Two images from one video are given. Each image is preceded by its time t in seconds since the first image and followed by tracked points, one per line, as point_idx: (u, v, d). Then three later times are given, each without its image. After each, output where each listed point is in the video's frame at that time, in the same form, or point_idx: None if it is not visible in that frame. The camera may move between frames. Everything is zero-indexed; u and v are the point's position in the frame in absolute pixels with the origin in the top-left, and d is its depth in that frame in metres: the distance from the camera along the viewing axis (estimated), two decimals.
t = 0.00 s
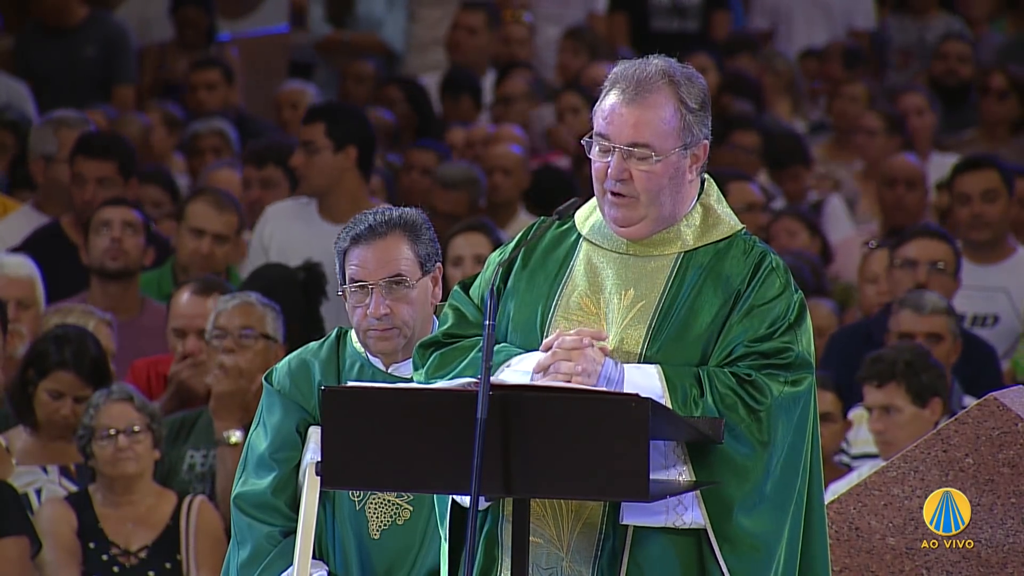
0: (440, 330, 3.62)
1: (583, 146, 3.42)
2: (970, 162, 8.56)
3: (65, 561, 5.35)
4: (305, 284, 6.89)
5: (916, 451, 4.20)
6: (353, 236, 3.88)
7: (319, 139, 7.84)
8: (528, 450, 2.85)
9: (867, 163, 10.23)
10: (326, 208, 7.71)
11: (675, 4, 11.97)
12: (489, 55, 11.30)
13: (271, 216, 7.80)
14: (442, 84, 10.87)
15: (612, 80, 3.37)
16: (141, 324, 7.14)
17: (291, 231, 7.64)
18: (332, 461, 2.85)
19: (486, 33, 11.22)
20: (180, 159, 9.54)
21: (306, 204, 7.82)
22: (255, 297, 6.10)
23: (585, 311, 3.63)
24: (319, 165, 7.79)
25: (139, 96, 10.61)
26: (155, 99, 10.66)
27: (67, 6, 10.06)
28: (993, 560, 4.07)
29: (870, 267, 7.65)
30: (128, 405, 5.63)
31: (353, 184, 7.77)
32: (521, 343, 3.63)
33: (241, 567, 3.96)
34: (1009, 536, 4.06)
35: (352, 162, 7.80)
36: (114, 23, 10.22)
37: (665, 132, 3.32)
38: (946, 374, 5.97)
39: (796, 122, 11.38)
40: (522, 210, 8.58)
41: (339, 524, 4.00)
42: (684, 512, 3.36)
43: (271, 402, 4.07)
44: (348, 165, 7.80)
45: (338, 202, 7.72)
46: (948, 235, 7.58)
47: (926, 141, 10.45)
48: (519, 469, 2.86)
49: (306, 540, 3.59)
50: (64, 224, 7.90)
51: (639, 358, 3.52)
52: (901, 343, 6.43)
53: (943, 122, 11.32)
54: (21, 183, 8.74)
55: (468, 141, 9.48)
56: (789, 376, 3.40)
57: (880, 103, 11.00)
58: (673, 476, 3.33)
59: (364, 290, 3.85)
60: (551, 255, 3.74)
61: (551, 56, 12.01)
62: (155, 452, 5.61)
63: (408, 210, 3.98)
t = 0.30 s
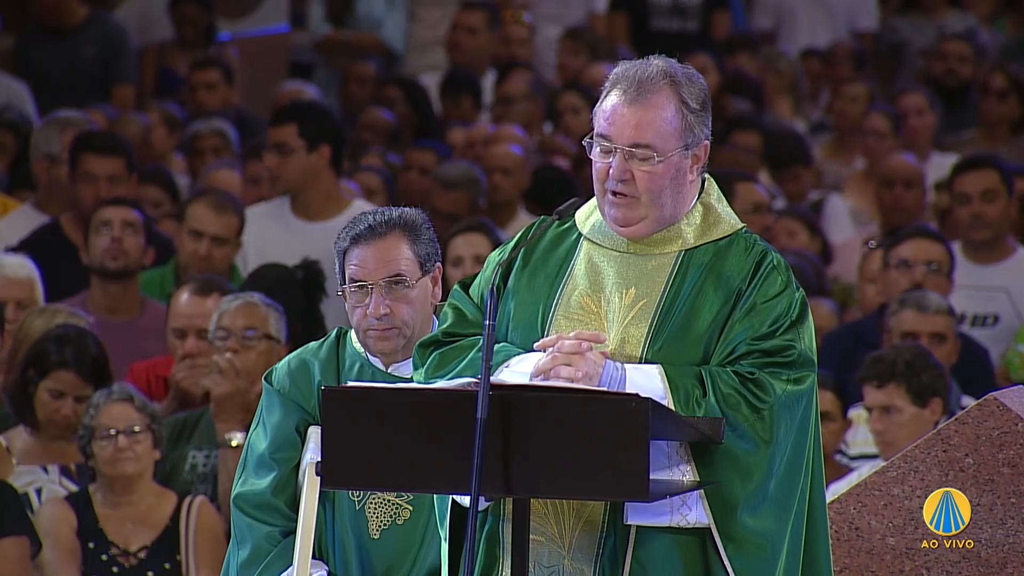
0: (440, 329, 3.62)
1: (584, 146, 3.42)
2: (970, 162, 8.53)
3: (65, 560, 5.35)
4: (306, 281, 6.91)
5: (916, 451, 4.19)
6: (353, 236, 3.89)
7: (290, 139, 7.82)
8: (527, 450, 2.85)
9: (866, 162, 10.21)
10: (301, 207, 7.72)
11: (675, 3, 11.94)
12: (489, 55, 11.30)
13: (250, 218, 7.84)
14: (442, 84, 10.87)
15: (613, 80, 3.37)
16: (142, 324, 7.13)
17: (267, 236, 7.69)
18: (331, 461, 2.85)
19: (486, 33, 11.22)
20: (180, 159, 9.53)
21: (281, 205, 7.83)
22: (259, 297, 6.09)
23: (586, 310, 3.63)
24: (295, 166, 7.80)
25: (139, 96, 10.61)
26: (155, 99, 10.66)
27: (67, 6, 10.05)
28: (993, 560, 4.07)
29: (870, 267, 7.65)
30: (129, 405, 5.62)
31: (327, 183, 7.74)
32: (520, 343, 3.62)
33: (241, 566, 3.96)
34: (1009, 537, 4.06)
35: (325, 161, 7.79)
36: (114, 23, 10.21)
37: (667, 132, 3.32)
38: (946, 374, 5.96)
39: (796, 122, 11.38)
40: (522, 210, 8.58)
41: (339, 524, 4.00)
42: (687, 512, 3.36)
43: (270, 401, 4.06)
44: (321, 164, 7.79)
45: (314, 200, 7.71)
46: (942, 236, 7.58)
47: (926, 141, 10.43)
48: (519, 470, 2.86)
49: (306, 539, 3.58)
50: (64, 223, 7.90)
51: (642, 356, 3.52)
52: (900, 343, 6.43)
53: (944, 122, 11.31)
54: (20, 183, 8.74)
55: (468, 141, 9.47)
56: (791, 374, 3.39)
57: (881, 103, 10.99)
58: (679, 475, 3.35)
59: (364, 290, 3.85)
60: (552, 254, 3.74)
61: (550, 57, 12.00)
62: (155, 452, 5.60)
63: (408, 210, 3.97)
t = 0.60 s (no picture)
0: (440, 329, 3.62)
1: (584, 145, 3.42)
2: (969, 162, 8.51)
3: (65, 560, 5.34)
4: (305, 281, 6.92)
5: (916, 451, 4.19)
6: (353, 236, 3.88)
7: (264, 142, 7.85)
8: (528, 450, 2.85)
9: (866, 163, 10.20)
10: (280, 208, 7.82)
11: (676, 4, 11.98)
12: (489, 55, 11.29)
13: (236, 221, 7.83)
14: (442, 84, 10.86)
15: (614, 78, 3.37)
16: (142, 324, 7.13)
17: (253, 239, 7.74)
18: (331, 461, 2.85)
19: (486, 33, 11.21)
20: (180, 159, 9.53)
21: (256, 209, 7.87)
22: (260, 299, 6.08)
23: (586, 309, 3.63)
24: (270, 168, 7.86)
25: (139, 96, 10.61)
26: (155, 99, 10.67)
27: (67, 7, 10.05)
28: (994, 560, 4.07)
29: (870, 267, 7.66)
30: (130, 405, 5.62)
31: (304, 184, 7.85)
32: (520, 342, 3.62)
33: (241, 566, 3.96)
34: (1010, 537, 4.06)
35: (302, 162, 7.91)
36: (113, 23, 10.21)
37: (668, 131, 3.32)
38: (946, 374, 5.96)
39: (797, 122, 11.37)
40: (522, 210, 8.58)
41: (339, 524, 4.00)
42: (690, 512, 3.35)
43: (270, 401, 4.06)
44: (298, 165, 7.90)
45: (293, 201, 7.83)
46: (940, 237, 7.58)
47: (926, 142, 10.43)
48: (519, 470, 2.86)
49: (306, 540, 3.58)
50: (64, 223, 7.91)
51: (644, 356, 3.53)
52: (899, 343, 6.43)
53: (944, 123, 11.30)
54: (20, 182, 8.74)
55: (468, 141, 9.46)
56: (795, 374, 3.39)
57: (881, 103, 10.98)
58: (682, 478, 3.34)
59: (364, 290, 3.85)
60: (552, 254, 3.74)
61: (550, 57, 11.97)
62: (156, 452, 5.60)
63: (408, 210, 3.97)
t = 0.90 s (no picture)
0: (440, 331, 3.63)
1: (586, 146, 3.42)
2: (969, 162, 8.51)
3: (65, 560, 5.34)
4: (307, 280, 6.91)
5: (915, 451, 4.19)
6: (353, 236, 3.88)
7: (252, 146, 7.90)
8: (527, 451, 2.85)
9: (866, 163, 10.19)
10: (268, 209, 7.83)
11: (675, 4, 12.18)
12: (489, 55, 11.28)
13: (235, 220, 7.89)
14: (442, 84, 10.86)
15: (615, 80, 3.37)
16: (142, 325, 7.12)
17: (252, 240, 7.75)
18: (330, 461, 2.85)
19: (486, 33, 11.21)
20: (180, 159, 9.53)
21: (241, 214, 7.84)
22: (260, 301, 6.07)
23: (587, 309, 3.63)
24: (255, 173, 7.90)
25: (139, 97, 10.61)
26: (155, 98, 10.68)
27: (67, 7, 10.05)
28: (993, 560, 4.06)
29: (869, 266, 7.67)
30: (131, 405, 5.62)
31: (291, 185, 7.89)
32: (520, 343, 3.62)
33: (241, 566, 3.96)
34: (1010, 536, 4.05)
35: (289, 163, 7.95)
36: (112, 23, 10.22)
37: (670, 131, 3.32)
38: (946, 374, 5.96)
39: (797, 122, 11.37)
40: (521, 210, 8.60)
41: (339, 524, 4.00)
42: (693, 513, 3.36)
43: (270, 401, 4.06)
44: (286, 165, 7.95)
45: (281, 201, 7.84)
46: (941, 236, 7.57)
47: (927, 142, 10.44)
48: (519, 470, 2.86)
49: (305, 540, 3.58)
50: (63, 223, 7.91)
51: (646, 357, 3.53)
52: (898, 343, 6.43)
53: (944, 123, 11.30)
54: (20, 183, 8.75)
55: (468, 141, 9.46)
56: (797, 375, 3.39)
57: (882, 102, 10.98)
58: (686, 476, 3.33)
59: (364, 290, 3.86)
60: (552, 255, 3.74)
61: (550, 57, 11.95)
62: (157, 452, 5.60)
63: (408, 210, 3.98)
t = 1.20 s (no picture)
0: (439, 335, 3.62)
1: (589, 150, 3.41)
2: (970, 161, 8.51)
3: (65, 560, 5.34)
4: (317, 279, 6.82)
5: (915, 451, 4.15)
6: (353, 236, 3.88)
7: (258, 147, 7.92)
8: (527, 451, 2.85)
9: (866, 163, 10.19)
10: (274, 211, 7.88)
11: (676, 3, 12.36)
12: (489, 55, 11.28)
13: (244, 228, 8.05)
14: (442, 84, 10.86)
15: (619, 84, 3.35)
16: (142, 324, 7.13)
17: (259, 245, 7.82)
18: (329, 462, 2.85)
19: (486, 33, 11.21)
20: (180, 160, 9.53)
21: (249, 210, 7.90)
22: (261, 301, 6.04)
23: (590, 310, 3.63)
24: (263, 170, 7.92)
25: (139, 97, 10.62)
26: (155, 98, 10.69)
27: (66, 7, 10.05)
28: (993, 560, 4.04)
29: (870, 266, 7.66)
30: (130, 405, 5.62)
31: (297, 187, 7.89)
32: (522, 345, 3.62)
33: (241, 567, 3.96)
34: (1010, 536, 4.02)
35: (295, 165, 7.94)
36: (112, 23, 10.22)
37: (677, 136, 3.31)
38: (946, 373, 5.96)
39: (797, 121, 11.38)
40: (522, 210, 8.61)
41: (339, 524, 4.00)
42: (707, 513, 3.36)
43: (270, 401, 4.06)
44: (292, 168, 7.93)
45: (287, 203, 7.87)
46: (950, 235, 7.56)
47: (927, 142, 10.44)
48: (519, 470, 2.86)
49: (306, 541, 3.58)
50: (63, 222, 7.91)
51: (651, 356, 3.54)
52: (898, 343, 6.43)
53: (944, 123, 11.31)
54: (20, 183, 8.75)
55: (468, 141, 9.46)
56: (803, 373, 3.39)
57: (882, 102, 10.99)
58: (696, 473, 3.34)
59: (364, 290, 3.86)
60: (550, 255, 3.72)
61: (550, 57, 11.93)
62: (156, 452, 5.60)
63: (408, 210, 3.98)
